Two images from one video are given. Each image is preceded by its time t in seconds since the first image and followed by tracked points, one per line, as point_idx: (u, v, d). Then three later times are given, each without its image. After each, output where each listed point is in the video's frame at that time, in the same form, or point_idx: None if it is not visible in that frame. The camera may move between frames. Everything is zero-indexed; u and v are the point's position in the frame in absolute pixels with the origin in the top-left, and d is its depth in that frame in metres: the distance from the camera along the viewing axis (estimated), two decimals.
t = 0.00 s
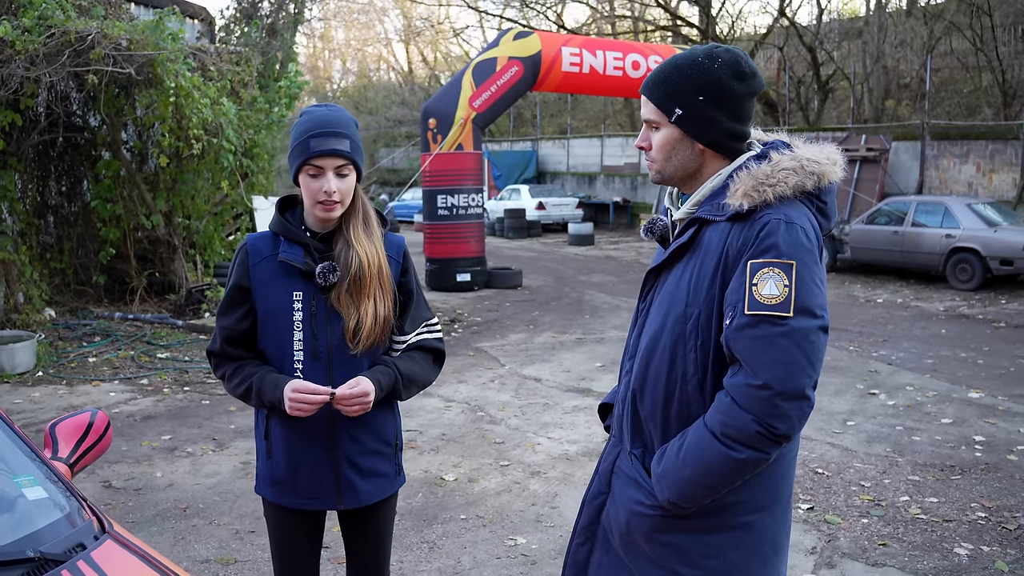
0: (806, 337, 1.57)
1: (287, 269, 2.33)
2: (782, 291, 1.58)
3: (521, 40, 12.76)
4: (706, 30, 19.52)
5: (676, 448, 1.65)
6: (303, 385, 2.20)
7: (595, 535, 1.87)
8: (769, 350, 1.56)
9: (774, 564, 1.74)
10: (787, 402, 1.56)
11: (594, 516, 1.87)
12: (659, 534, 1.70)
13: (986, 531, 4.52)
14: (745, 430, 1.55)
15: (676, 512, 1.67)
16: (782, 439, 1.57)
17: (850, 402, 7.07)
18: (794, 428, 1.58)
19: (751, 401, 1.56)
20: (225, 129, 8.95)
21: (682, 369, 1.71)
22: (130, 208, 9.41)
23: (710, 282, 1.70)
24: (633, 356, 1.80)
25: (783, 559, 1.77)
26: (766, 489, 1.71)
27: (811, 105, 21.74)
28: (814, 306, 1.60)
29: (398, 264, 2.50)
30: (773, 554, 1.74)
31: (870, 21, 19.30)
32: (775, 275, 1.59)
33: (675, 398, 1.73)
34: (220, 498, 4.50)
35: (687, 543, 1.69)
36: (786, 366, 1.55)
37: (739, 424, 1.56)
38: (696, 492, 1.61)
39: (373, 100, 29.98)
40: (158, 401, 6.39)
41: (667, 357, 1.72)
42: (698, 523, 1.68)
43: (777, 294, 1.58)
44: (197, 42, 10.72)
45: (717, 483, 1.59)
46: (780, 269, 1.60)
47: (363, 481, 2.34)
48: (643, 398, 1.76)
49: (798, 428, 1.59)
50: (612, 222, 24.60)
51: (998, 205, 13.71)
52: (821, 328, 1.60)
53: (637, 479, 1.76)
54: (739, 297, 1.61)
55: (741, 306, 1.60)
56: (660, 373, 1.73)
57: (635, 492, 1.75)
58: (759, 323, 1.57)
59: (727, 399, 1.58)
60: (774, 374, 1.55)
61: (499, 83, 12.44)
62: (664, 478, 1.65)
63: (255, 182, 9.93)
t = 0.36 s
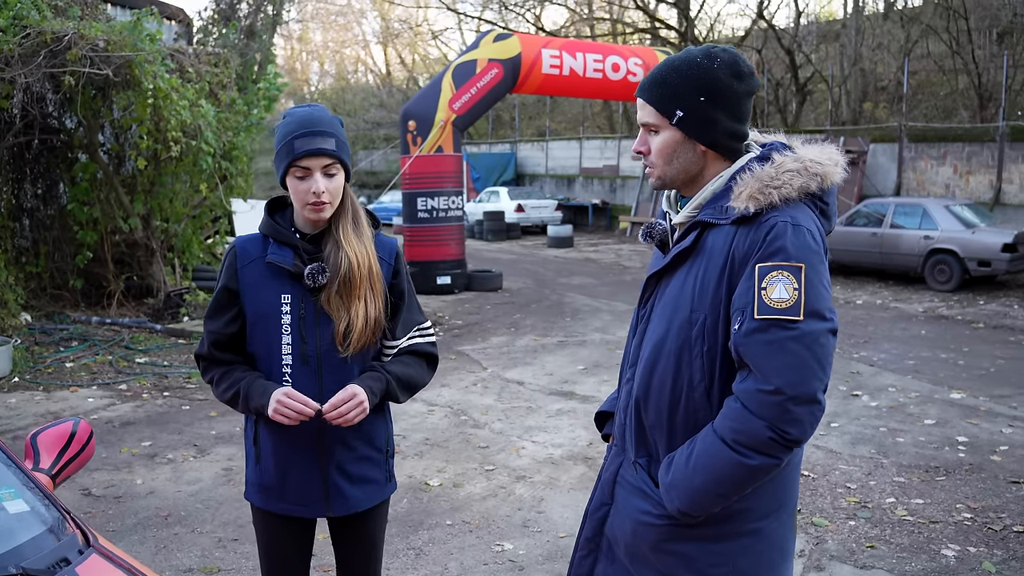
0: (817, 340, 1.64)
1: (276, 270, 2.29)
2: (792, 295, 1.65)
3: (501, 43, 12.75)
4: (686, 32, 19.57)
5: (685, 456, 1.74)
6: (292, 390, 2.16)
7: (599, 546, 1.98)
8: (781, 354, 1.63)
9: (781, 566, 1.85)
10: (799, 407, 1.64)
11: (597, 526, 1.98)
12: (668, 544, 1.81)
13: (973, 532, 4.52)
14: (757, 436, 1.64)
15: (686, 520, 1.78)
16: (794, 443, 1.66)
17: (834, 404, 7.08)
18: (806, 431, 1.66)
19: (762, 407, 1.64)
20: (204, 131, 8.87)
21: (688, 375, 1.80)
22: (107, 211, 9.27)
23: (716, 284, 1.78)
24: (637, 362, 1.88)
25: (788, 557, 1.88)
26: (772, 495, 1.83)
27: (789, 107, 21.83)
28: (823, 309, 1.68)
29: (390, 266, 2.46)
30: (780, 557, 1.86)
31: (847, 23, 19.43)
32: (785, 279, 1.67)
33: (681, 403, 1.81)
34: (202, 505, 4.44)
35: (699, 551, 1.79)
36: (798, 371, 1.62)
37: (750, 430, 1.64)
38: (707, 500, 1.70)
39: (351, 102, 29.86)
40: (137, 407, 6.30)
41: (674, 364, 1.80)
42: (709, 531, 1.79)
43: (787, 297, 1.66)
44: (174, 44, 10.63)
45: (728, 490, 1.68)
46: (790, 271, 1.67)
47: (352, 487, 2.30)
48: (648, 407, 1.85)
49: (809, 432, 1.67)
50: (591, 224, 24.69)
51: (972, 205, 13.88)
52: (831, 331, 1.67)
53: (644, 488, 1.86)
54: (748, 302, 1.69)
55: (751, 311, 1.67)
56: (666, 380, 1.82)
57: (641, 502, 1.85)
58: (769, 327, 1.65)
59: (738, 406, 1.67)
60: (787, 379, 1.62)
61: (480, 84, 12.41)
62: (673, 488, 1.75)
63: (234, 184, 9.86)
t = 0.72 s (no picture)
0: (821, 341, 1.76)
1: (276, 276, 2.31)
2: (797, 296, 1.76)
3: (480, 44, 12.73)
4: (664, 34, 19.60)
5: (689, 459, 1.85)
6: (305, 403, 2.18)
7: (598, 551, 2.09)
8: (786, 356, 1.74)
9: (782, 565, 1.97)
10: (804, 409, 1.75)
11: (597, 532, 2.09)
12: (672, 548, 1.92)
13: (957, 531, 4.53)
14: (763, 439, 1.75)
15: (688, 524, 1.88)
16: (798, 445, 1.77)
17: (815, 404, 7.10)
18: (810, 434, 1.77)
19: (768, 410, 1.75)
20: (181, 132, 8.78)
21: (691, 379, 1.91)
22: (83, 213, 9.13)
23: (720, 287, 1.90)
24: (640, 366, 1.99)
25: (790, 556, 1.99)
26: (774, 499, 1.95)
27: (767, 108, 21.88)
28: (828, 311, 1.79)
29: (385, 266, 2.52)
30: (781, 560, 1.97)
31: (824, 25, 19.55)
32: (790, 281, 1.78)
33: (684, 405, 1.93)
34: (185, 511, 4.38)
35: (703, 555, 1.90)
36: (802, 372, 1.74)
37: (755, 433, 1.75)
38: (712, 504, 1.81)
39: (328, 102, 29.72)
40: (116, 412, 6.22)
41: (677, 367, 1.92)
42: (713, 535, 1.90)
43: (792, 299, 1.77)
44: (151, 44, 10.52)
45: (732, 493, 1.79)
46: (795, 275, 1.79)
47: (359, 490, 2.34)
48: (650, 411, 1.96)
49: (813, 434, 1.78)
50: (569, 225, 24.72)
51: (948, 205, 14.01)
52: (835, 332, 1.78)
53: (646, 493, 1.97)
54: (753, 304, 1.80)
55: (756, 313, 1.78)
56: (669, 383, 1.93)
57: (645, 507, 1.96)
58: (774, 330, 1.76)
59: (742, 408, 1.78)
60: (793, 381, 1.73)
61: (459, 86, 12.37)
62: (677, 492, 1.86)
63: (212, 186, 9.78)
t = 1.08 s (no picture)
0: (818, 342, 1.75)
1: (293, 275, 2.39)
2: (795, 297, 1.75)
3: (460, 43, 12.73)
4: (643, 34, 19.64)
5: (686, 460, 1.83)
6: (342, 401, 2.27)
7: (595, 551, 2.07)
8: (783, 357, 1.73)
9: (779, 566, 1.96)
10: (800, 411, 1.74)
11: (593, 533, 2.07)
12: (669, 550, 1.90)
13: (942, 528, 4.55)
14: (759, 441, 1.74)
15: (684, 525, 1.87)
16: (795, 446, 1.76)
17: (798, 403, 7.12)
18: (808, 436, 1.76)
19: (765, 412, 1.74)
20: (160, 132, 8.70)
21: (687, 380, 1.90)
22: (60, 214, 9.03)
23: (717, 286, 1.88)
24: (637, 366, 1.98)
25: (786, 557, 1.98)
26: (770, 500, 1.93)
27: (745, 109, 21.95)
28: (825, 312, 1.79)
29: (392, 268, 2.67)
30: (779, 561, 1.96)
31: (801, 25, 19.64)
32: (787, 281, 1.77)
33: (681, 406, 1.91)
34: (168, 515, 4.33)
35: (700, 558, 1.89)
36: (799, 374, 1.73)
37: (751, 435, 1.74)
38: (708, 506, 1.79)
39: (305, 103, 29.57)
40: (95, 415, 6.15)
41: (674, 368, 1.90)
42: (709, 537, 1.88)
43: (789, 300, 1.76)
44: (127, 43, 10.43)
45: (729, 494, 1.78)
46: (793, 275, 1.78)
47: (380, 491, 2.45)
48: (647, 410, 1.95)
49: (811, 436, 1.77)
50: (548, 226, 24.71)
51: (925, 205, 14.10)
52: (832, 334, 1.78)
53: (642, 495, 1.95)
54: (750, 304, 1.79)
55: (754, 313, 1.77)
56: (665, 383, 1.91)
57: (640, 509, 1.94)
58: (772, 330, 1.75)
59: (739, 410, 1.77)
60: (790, 383, 1.72)
61: (439, 85, 12.33)
62: (673, 493, 1.84)
63: (190, 187, 9.69)
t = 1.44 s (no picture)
0: (819, 342, 1.74)
1: (304, 278, 2.39)
2: (796, 296, 1.74)
3: (440, 43, 12.71)
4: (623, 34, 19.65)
5: (684, 460, 1.81)
6: (354, 410, 2.28)
7: (590, 553, 2.05)
8: (784, 356, 1.72)
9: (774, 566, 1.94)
10: (801, 411, 1.72)
11: (589, 534, 2.05)
12: (668, 551, 1.88)
13: (928, 526, 4.56)
14: (760, 441, 1.72)
15: (682, 526, 1.85)
16: (795, 447, 1.74)
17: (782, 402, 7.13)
18: (807, 436, 1.75)
19: (765, 412, 1.72)
20: (139, 132, 8.63)
21: (685, 380, 1.88)
22: (38, 215, 8.91)
23: (716, 286, 1.87)
24: (635, 366, 1.96)
25: (783, 556, 1.97)
26: (769, 502, 1.92)
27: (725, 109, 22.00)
28: (825, 312, 1.78)
29: (407, 272, 2.65)
30: (776, 563, 1.95)
31: (781, 26, 19.70)
32: (788, 281, 1.76)
33: (679, 407, 1.89)
34: (151, 519, 4.28)
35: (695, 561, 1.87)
36: (799, 373, 1.72)
37: (751, 435, 1.73)
38: (707, 507, 1.78)
39: (285, 103, 29.41)
40: (75, 418, 6.08)
41: (671, 367, 1.88)
42: (707, 538, 1.87)
43: (790, 299, 1.75)
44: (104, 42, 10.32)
45: (728, 495, 1.76)
46: (794, 275, 1.77)
47: (392, 496, 2.44)
48: (644, 411, 1.93)
49: (811, 436, 1.76)
50: (528, 226, 24.68)
51: (905, 204, 14.17)
52: (832, 334, 1.77)
53: (640, 496, 1.93)
54: (751, 303, 1.78)
55: (755, 312, 1.76)
56: (663, 383, 1.90)
57: (638, 509, 1.92)
58: (773, 330, 1.74)
59: (739, 410, 1.75)
60: (790, 383, 1.71)
61: (420, 84, 12.26)
62: (672, 494, 1.82)
63: (170, 187, 9.61)
